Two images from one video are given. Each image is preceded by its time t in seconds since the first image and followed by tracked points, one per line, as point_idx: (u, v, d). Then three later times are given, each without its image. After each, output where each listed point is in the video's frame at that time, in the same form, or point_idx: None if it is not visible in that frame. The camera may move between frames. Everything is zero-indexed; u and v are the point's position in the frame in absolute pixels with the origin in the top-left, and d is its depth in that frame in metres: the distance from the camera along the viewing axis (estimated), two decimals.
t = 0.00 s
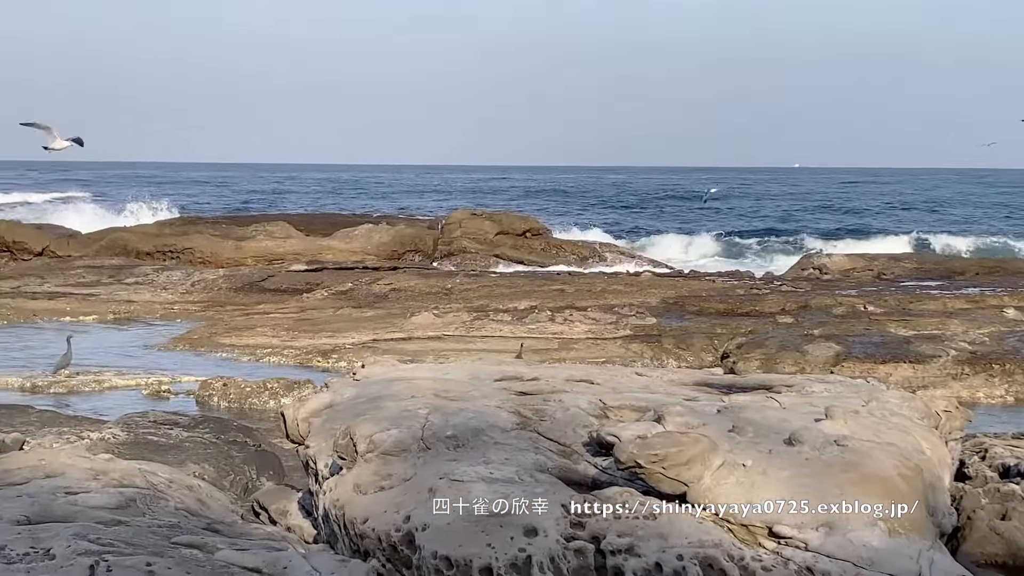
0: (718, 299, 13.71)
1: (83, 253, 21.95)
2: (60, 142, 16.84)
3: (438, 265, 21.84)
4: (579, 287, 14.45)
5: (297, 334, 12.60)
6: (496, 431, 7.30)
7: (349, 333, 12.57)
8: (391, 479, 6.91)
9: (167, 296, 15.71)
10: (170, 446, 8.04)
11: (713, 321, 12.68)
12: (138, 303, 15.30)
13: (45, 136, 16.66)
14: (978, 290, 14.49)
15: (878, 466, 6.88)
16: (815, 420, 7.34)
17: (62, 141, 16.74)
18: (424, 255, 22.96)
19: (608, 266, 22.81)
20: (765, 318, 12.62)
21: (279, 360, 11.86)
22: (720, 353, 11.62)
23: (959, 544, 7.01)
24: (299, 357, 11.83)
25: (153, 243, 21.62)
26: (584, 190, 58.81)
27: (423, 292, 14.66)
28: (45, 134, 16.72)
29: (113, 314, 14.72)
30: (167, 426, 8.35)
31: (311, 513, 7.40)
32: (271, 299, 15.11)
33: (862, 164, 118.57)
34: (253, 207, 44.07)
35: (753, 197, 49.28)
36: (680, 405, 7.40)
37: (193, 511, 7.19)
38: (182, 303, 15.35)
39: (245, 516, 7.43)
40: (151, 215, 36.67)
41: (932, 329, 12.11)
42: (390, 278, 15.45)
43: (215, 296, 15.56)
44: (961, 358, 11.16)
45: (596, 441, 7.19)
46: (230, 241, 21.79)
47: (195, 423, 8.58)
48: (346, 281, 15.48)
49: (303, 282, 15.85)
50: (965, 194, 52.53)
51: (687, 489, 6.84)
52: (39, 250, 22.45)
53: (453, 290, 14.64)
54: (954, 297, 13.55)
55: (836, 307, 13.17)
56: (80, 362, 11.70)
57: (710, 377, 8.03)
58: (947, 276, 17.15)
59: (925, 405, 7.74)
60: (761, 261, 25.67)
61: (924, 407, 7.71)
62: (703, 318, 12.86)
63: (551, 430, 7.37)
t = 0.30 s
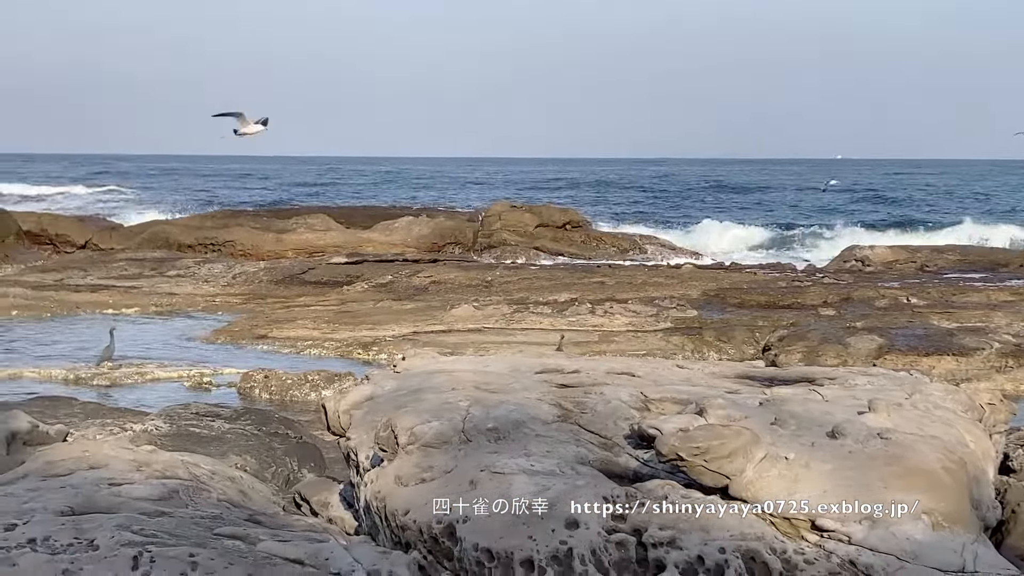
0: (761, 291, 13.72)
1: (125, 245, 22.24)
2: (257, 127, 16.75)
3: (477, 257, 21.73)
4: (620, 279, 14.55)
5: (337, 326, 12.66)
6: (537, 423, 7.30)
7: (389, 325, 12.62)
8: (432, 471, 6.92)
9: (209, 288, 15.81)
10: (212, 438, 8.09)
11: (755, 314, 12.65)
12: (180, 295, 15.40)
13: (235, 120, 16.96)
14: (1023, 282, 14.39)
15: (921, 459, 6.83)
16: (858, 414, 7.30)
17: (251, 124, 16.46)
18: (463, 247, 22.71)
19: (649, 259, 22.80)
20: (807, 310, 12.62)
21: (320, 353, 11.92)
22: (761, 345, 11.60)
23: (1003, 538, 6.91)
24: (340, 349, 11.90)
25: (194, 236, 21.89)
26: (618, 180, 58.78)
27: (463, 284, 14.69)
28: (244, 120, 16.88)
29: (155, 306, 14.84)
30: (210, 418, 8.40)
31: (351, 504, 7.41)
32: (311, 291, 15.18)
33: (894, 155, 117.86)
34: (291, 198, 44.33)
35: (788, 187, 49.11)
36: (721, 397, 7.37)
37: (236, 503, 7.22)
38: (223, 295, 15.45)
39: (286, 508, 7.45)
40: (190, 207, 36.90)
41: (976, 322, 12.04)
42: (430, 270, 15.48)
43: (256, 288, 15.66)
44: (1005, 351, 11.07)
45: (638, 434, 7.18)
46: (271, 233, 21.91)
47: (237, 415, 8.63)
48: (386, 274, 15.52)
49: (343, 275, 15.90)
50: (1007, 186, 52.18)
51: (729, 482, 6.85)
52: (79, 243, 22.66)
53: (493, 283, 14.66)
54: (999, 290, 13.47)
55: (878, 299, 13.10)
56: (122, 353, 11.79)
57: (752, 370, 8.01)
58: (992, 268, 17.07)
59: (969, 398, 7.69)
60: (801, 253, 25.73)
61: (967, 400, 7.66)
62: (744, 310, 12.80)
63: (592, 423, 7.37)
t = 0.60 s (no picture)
0: (826, 281, 13.26)
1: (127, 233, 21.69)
2: (460, 91, 15.68)
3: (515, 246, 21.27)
4: (670, 269, 14.01)
5: (359, 322, 12.03)
6: (579, 428, 6.65)
7: (416, 321, 12.03)
8: (463, 480, 6.24)
9: (218, 280, 15.16)
10: (222, 444, 7.46)
11: (818, 307, 12.30)
12: (186, 288, 14.71)
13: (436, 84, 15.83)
14: None
15: (1004, 467, 6.12)
16: (933, 418, 6.60)
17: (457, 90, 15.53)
18: (497, 234, 22.13)
19: (705, 248, 22.23)
20: (878, 303, 12.20)
21: (340, 351, 11.31)
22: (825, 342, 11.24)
23: None
24: (361, 347, 11.29)
25: (201, 223, 21.28)
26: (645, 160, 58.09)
27: (496, 276, 14.05)
28: (442, 85, 15.69)
29: (159, 300, 14.21)
30: (219, 422, 7.77)
31: (375, 517, 6.77)
32: (331, 283, 14.56)
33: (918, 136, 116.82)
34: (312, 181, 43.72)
35: (821, 167, 48.35)
36: (782, 400, 6.71)
37: (248, 516, 6.58)
38: (234, 287, 14.79)
39: (303, 520, 6.89)
40: (205, 191, 36.30)
41: None
42: (459, 260, 14.82)
43: (270, 280, 15.01)
44: None
45: (690, 440, 6.48)
46: (286, 220, 21.24)
47: (250, 419, 7.99)
48: (413, 264, 14.85)
49: (366, 265, 15.25)
50: None
51: (790, 494, 6.11)
52: (75, 230, 22.17)
53: (530, 274, 14.02)
54: None
55: (957, 291, 12.62)
56: (127, 352, 11.16)
57: (815, 371, 7.33)
58: None
59: None
60: (855, 241, 24.97)
61: None
62: (807, 302, 12.51)
63: (639, 428, 6.70)
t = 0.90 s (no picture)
0: (885, 272, 12.85)
1: (135, 220, 21.25)
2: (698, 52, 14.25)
3: (549, 233, 20.76)
4: (716, 258, 13.59)
5: (381, 315, 11.59)
6: (619, 429, 6.18)
7: (443, 314, 11.61)
8: (495, 485, 5.76)
9: (230, 270, 14.72)
10: (235, 446, 7.03)
11: (876, 298, 11.96)
12: (197, 279, 14.26)
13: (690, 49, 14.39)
14: None
15: None
16: (1003, 419, 6.04)
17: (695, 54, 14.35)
18: (529, 220, 21.77)
19: (746, 233, 21.58)
20: (944, 296, 11.85)
21: (361, 346, 10.88)
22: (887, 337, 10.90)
23: None
24: (384, 342, 10.87)
25: (212, 209, 20.85)
26: (670, 143, 57.50)
27: (528, 266, 13.61)
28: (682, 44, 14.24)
29: (167, 292, 13.75)
30: (231, 423, 7.34)
31: (400, 525, 6.33)
32: (351, 273, 14.14)
33: (945, 119, 115.57)
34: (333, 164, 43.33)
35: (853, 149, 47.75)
36: (838, 400, 6.23)
37: (263, 523, 6.13)
38: (246, 279, 14.34)
39: (322, 528, 6.45)
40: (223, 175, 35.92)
41: None
42: (488, 248, 14.37)
43: (287, 271, 14.58)
44: None
45: (739, 443, 5.92)
46: (302, 205, 20.82)
47: (264, 419, 7.54)
48: (439, 253, 14.39)
49: (388, 254, 14.84)
50: None
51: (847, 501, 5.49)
52: (78, 217, 21.73)
53: (565, 264, 13.57)
54: None
55: None
56: (132, 347, 10.73)
57: (875, 370, 6.85)
58: None
59: None
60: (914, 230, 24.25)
61: None
62: (865, 294, 12.15)
63: (684, 430, 6.22)
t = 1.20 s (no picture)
0: (915, 264, 12.79)
1: (164, 211, 21.33)
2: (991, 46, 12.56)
3: (575, 224, 20.73)
4: (745, 249, 13.53)
5: (410, 307, 11.61)
6: (648, 422, 6.18)
7: (471, 305, 11.61)
8: (523, 478, 5.77)
9: (259, 262, 14.76)
10: (265, 438, 7.06)
11: (907, 290, 11.90)
12: (227, 269, 14.32)
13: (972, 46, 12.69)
14: None
15: None
16: None
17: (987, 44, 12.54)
18: (559, 212, 21.55)
19: (774, 225, 21.52)
20: (974, 288, 11.77)
21: (390, 338, 10.88)
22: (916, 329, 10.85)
23: None
24: (413, 334, 10.87)
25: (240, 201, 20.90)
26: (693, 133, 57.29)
27: (557, 258, 13.61)
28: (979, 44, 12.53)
29: (196, 283, 13.79)
30: (261, 415, 7.38)
31: (429, 516, 6.34)
32: (378, 265, 14.15)
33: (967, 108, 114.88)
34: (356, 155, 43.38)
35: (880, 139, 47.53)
36: (868, 392, 6.21)
37: (292, 514, 6.15)
38: (276, 270, 14.37)
39: (352, 519, 6.46)
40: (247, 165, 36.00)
41: None
42: (516, 239, 14.37)
43: (315, 262, 14.61)
44: None
45: (769, 435, 5.91)
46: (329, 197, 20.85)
47: (294, 411, 7.58)
48: (467, 245, 14.40)
49: (416, 246, 14.87)
50: None
51: (878, 493, 5.47)
52: (108, 208, 21.82)
53: (594, 255, 13.56)
54: None
55: None
56: (164, 339, 10.79)
57: (907, 364, 6.83)
58: None
59: None
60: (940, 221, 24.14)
61: None
62: (896, 286, 12.10)
63: (714, 422, 6.21)
